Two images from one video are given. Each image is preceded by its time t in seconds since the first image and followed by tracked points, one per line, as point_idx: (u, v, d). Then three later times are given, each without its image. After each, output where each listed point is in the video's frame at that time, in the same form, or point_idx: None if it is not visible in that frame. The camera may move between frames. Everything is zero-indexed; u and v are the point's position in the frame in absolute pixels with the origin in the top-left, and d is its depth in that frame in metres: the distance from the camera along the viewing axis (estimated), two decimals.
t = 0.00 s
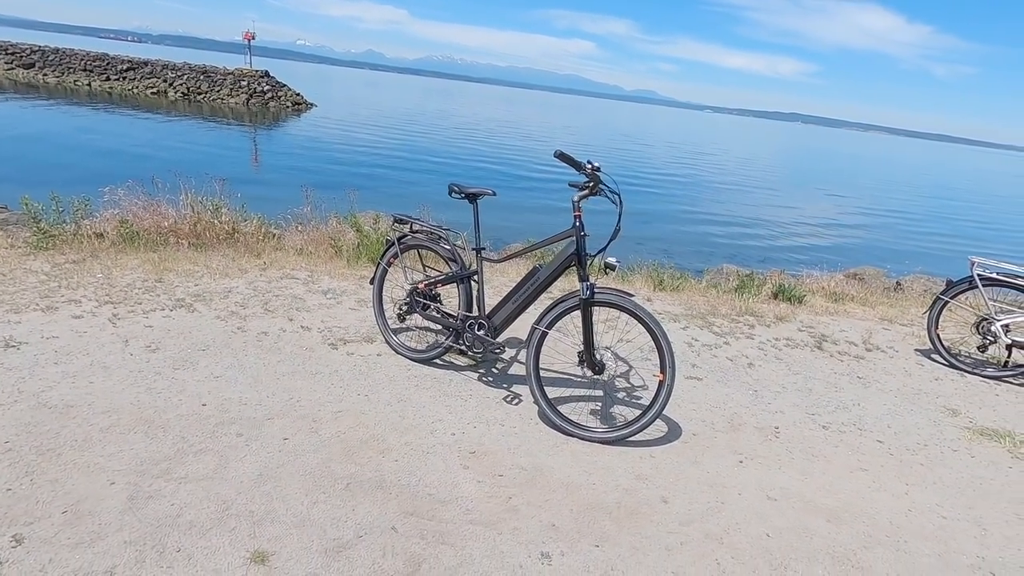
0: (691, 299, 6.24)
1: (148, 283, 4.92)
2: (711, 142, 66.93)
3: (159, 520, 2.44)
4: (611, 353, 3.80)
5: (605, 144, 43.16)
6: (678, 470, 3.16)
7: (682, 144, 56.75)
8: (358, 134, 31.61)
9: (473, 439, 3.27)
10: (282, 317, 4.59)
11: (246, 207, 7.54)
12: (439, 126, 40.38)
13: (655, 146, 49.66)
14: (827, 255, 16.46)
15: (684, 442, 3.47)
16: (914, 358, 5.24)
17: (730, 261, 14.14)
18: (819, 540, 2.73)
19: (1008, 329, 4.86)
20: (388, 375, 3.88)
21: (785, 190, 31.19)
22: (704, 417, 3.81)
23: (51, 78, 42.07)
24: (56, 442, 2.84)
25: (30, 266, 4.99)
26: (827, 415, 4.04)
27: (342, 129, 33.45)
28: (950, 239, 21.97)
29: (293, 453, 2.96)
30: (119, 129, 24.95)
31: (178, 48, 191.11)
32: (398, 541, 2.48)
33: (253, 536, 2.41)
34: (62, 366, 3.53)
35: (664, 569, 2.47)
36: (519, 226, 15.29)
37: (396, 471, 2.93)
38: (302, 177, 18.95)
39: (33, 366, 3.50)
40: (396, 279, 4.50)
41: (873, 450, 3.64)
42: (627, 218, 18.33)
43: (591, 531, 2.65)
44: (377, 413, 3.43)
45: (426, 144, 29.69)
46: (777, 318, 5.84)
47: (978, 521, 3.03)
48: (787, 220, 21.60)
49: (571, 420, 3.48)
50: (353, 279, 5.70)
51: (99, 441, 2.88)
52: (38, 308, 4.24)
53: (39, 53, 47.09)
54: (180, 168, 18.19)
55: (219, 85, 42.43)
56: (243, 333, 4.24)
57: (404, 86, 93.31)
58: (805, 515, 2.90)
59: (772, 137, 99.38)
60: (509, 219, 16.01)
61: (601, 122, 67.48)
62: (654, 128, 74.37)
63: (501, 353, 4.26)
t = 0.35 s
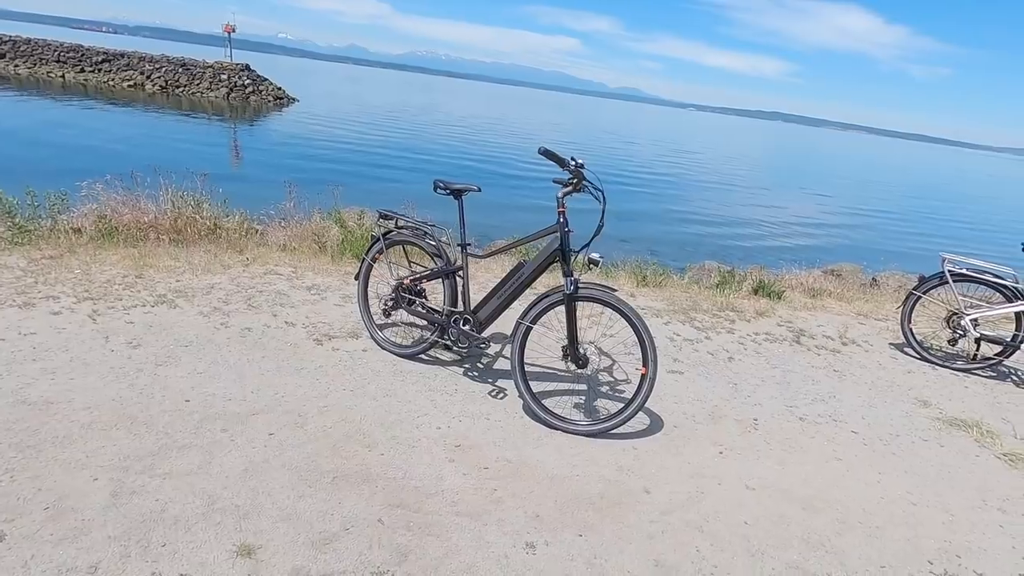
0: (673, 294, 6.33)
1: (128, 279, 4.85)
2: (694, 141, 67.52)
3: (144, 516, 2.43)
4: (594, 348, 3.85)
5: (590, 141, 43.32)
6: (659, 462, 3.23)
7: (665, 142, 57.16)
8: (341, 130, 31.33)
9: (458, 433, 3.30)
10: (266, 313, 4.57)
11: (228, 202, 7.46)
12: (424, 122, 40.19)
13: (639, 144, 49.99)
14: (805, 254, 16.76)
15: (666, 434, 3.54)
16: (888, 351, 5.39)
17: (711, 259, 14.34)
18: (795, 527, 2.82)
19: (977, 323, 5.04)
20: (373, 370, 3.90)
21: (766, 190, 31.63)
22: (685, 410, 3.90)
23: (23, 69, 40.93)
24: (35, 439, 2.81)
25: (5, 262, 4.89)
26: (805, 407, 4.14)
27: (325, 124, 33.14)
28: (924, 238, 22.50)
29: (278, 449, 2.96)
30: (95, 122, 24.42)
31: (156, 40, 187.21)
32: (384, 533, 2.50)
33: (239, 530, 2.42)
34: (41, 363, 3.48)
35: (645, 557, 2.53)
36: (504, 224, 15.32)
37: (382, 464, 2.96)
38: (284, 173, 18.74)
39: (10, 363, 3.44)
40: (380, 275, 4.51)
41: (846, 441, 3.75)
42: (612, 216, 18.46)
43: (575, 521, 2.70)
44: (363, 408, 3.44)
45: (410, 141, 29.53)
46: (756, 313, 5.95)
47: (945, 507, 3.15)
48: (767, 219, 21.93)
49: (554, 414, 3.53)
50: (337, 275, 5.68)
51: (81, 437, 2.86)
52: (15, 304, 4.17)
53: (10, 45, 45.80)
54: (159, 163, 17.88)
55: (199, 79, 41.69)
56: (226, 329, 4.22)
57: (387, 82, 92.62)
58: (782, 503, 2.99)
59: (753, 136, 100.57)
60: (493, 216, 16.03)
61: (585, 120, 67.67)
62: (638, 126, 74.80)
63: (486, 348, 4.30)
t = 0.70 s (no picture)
0: (655, 286, 6.42)
1: (105, 276, 4.76)
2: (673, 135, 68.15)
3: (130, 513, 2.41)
4: (580, 338, 3.90)
5: (570, 136, 43.46)
6: (644, 449, 3.30)
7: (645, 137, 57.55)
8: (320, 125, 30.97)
9: (447, 425, 3.32)
10: (249, 309, 4.53)
11: (206, 197, 7.34)
12: (404, 117, 39.92)
13: (619, 139, 50.30)
14: (782, 247, 17.09)
15: (650, 422, 3.61)
16: (863, 339, 5.55)
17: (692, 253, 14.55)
18: (777, 509, 2.90)
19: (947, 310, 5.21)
20: (360, 364, 3.90)
21: (744, 184, 32.12)
22: (669, 398, 3.97)
23: None
24: (15, 439, 2.76)
25: None
26: (784, 394, 4.25)
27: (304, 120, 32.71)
28: (895, 231, 23.11)
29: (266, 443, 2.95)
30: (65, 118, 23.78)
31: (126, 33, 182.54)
32: (375, 523, 2.52)
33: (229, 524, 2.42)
34: (18, 361, 3.41)
35: (632, 540, 2.59)
36: (486, 220, 15.35)
37: (371, 456, 2.97)
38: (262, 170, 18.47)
39: None
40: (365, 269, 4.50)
41: (824, 425, 3.87)
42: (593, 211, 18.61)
43: (563, 508, 2.75)
44: (350, 401, 3.44)
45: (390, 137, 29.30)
46: (736, 304, 6.07)
47: (918, 486, 3.27)
48: (745, 214, 22.31)
49: (541, 404, 3.58)
50: (320, 270, 5.64)
51: (62, 436, 2.81)
52: None
53: None
54: (132, 160, 17.48)
55: (172, 73, 40.79)
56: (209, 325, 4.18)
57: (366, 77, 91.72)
58: (764, 486, 3.08)
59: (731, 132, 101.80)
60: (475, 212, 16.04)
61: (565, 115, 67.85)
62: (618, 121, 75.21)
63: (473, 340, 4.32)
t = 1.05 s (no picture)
0: (613, 279, 6.57)
1: (43, 284, 4.51)
2: (627, 133, 69.50)
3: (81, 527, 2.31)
4: (541, 332, 3.96)
5: (527, 134, 43.70)
6: (606, 437, 3.39)
7: (600, 134, 58.43)
8: (270, 125, 30.08)
9: (412, 422, 3.32)
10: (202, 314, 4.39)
11: (150, 200, 7.04)
12: (357, 116, 39.22)
13: (575, 136, 50.91)
14: (733, 241, 17.75)
15: (611, 411, 3.71)
16: (809, 324, 5.84)
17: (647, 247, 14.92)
18: (731, 487, 3.04)
19: (883, 294, 5.54)
20: (320, 366, 3.84)
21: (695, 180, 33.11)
22: (629, 387, 4.09)
23: None
24: None
25: None
26: (737, 378, 4.44)
27: (252, 119, 31.66)
28: (836, 222, 24.33)
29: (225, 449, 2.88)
30: None
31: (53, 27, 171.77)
32: (342, 523, 2.51)
33: (189, 532, 2.35)
34: None
35: (596, 524, 2.66)
36: (444, 220, 15.32)
37: (335, 457, 2.94)
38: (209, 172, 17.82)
39: None
40: (323, 270, 4.42)
41: (774, 406, 4.06)
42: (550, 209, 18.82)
43: (529, 497, 2.80)
44: (312, 403, 3.39)
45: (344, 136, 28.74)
46: (690, 294, 6.28)
47: (859, 459, 3.49)
48: (696, 209, 23.03)
49: (505, 397, 3.62)
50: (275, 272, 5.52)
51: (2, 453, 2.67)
52: None
53: None
54: (67, 162, 16.54)
55: (108, 71, 38.76)
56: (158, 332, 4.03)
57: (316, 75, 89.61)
58: (719, 467, 3.21)
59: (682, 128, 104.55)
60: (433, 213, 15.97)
61: (522, 113, 68.16)
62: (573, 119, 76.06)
63: (434, 338, 4.32)
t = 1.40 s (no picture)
0: (552, 278, 6.67)
1: None
2: (559, 133, 70.82)
3: None
4: (482, 333, 3.95)
5: (461, 136, 43.62)
6: (551, 434, 3.43)
7: (534, 136, 59.20)
8: (188, 129, 28.41)
9: (353, 433, 3.22)
10: (116, 333, 4.07)
11: (51, 211, 6.45)
12: (283, 119, 37.75)
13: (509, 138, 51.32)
14: (663, 236, 18.48)
15: (555, 407, 3.76)
16: (736, 312, 6.16)
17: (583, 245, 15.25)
18: (672, 473, 3.16)
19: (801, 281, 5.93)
20: (252, 381, 3.65)
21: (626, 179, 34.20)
22: (571, 383, 4.16)
23: None
24: None
25: None
26: (673, 368, 4.61)
27: (167, 123, 29.76)
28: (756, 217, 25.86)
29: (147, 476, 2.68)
30: None
31: None
32: (282, 544, 2.40)
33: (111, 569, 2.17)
34: None
35: (544, 521, 2.68)
36: (379, 226, 15.03)
37: (272, 475, 2.81)
38: (120, 180, 16.59)
39: None
40: (251, 280, 4.20)
41: (708, 392, 4.25)
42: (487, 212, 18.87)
43: (476, 500, 2.78)
44: (245, 421, 3.22)
45: (269, 141, 27.58)
46: (626, 289, 6.47)
47: (786, 437, 3.71)
48: (628, 207, 23.80)
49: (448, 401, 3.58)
50: (199, 285, 5.20)
51: None
52: None
53: None
54: None
55: None
56: (66, 355, 3.69)
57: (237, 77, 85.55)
58: (659, 454, 3.33)
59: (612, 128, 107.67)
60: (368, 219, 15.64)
61: (455, 115, 67.93)
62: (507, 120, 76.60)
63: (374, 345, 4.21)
